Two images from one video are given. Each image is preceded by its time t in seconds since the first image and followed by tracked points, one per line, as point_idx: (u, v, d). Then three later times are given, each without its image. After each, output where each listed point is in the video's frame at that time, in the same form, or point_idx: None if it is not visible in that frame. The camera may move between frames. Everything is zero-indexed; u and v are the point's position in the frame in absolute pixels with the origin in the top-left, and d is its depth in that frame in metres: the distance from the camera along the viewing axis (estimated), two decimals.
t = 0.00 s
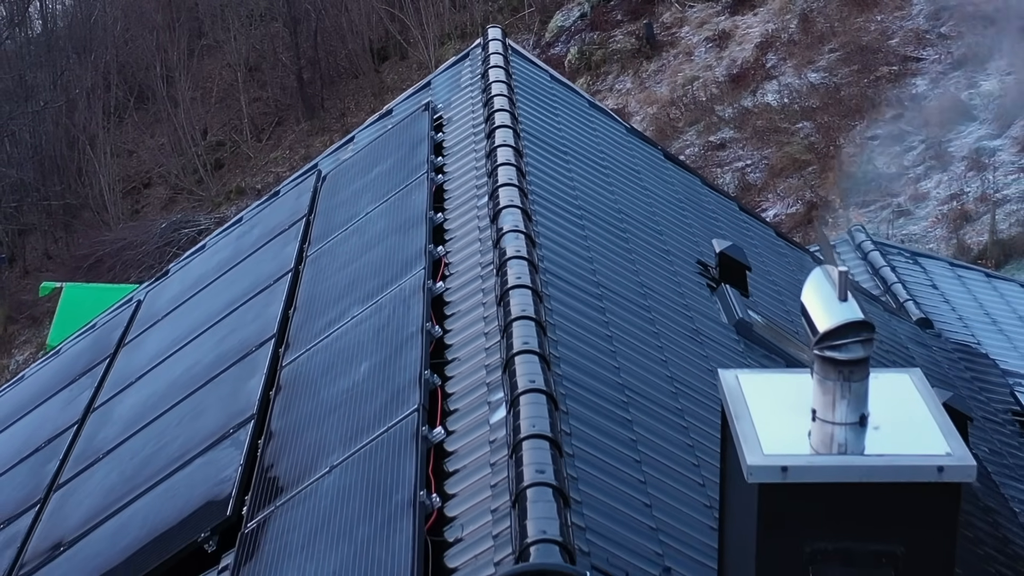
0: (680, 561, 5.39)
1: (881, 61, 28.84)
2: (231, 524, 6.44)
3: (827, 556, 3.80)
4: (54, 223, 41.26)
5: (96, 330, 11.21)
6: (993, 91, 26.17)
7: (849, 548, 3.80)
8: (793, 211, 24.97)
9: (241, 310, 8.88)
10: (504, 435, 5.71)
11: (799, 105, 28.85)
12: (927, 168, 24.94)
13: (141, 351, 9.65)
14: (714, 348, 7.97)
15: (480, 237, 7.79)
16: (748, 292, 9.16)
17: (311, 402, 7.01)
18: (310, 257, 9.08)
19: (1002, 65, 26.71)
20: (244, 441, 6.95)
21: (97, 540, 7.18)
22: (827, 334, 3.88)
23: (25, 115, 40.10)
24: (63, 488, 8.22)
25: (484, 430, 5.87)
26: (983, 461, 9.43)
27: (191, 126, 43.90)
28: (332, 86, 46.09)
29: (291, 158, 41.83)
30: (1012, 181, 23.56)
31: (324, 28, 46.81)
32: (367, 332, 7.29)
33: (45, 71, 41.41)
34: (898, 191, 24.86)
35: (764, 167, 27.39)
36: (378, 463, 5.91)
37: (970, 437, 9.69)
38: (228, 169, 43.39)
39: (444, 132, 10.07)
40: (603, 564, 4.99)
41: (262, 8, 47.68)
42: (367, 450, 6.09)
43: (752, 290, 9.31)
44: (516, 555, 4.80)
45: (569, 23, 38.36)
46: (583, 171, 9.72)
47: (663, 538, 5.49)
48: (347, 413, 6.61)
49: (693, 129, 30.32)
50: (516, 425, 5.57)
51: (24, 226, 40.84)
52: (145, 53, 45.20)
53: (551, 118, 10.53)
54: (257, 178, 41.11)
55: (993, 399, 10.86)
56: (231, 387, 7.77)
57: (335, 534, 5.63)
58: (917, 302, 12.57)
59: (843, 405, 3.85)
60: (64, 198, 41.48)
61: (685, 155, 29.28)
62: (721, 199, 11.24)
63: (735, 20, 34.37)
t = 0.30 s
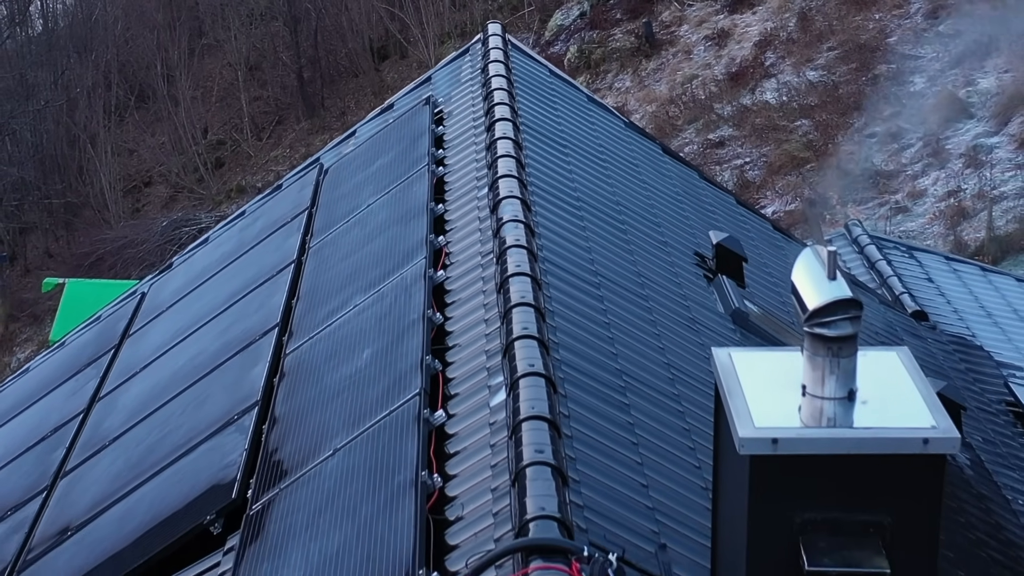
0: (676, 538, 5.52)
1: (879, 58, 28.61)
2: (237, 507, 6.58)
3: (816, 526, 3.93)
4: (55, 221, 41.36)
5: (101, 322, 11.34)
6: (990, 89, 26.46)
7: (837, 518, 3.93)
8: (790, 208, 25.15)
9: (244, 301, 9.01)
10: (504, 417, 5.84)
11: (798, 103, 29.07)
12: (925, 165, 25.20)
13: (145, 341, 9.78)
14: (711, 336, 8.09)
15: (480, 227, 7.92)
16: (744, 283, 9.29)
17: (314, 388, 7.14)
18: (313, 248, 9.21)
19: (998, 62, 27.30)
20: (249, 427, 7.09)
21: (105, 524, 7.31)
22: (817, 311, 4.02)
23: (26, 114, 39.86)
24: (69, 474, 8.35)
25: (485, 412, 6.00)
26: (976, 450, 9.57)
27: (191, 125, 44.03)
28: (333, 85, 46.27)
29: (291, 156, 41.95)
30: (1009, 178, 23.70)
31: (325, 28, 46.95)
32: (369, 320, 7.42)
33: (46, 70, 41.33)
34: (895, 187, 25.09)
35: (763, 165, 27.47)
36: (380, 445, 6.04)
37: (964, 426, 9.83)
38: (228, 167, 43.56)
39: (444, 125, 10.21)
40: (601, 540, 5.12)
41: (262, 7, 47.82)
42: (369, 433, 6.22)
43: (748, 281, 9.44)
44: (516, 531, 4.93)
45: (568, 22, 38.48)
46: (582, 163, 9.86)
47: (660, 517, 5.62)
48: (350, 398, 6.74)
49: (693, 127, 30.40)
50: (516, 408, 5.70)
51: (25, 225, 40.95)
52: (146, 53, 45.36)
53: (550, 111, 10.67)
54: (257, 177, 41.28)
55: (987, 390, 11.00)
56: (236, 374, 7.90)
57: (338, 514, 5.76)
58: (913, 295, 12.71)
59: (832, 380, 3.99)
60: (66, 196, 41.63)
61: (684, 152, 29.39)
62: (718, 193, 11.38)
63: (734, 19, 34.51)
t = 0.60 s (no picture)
0: (671, 517, 5.65)
1: (877, 57, 29.36)
2: (242, 490, 6.72)
3: (806, 498, 4.06)
4: (56, 220, 41.35)
5: (105, 314, 11.46)
6: (987, 87, 26.78)
7: (828, 489, 4.05)
8: (788, 206, 25.13)
9: (247, 291, 9.13)
10: (504, 400, 5.97)
11: (796, 101, 29.01)
12: (923, 163, 25.48)
13: (150, 331, 9.92)
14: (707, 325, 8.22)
15: (480, 218, 8.06)
16: (741, 274, 9.41)
17: (318, 374, 7.27)
18: (315, 240, 9.34)
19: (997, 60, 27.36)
20: (254, 413, 7.22)
21: (111, 509, 7.43)
22: (806, 290, 4.16)
23: (28, 112, 40.08)
24: (76, 462, 8.47)
25: (485, 396, 6.12)
26: (970, 440, 9.70)
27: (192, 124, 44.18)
28: (333, 84, 46.41)
29: (291, 155, 42.06)
30: (1006, 175, 23.89)
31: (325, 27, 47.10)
32: (372, 308, 7.55)
33: (47, 69, 41.75)
34: (893, 185, 25.31)
35: (762, 162, 27.57)
36: (383, 428, 6.17)
37: (958, 416, 9.96)
38: (229, 166, 43.74)
39: (444, 119, 10.34)
40: (599, 518, 5.25)
41: (262, 6, 47.88)
42: (372, 417, 6.35)
43: (745, 272, 9.56)
44: (516, 508, 5.06)
45: (568, 21, 38.58)
46: (581, 156, 10.00)
47: (656, 497, 5.75)
48: (353, 383, 6.88)
49: (692, 125, 30.52)
50: (516, 391, 5.83)
51: (25, 223, 41.03)
52: (146, 52, 45.48)
53: (549, 106, 10.81)
54: (258, 175, 41.44)
55: (981, 380, 11.14)
56: (240, 363, 8.03)
57: (342, 495, 5.90)
58: (908, 288, 12.84)
59: (822, 357, 4.13)
60: (67, 195, 41.73)
61: (684, 150, 29.52)
62: (716, 186, 11.50)
63: (733, 18, 34.62)
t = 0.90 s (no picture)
0: (667, 495, 5.80)
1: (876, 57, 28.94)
2: (247, 472, 6.87)
3: (794, 468, 4.21)
4: (57, 219, 41.58)
5: (109, 306, 11.61)
6: (985, 84, 27.18)
7: (816, 460, 4.19)
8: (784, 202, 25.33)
9: (251, 281, 9.28)
10: (503, 381, 6.11)
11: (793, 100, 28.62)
12: (921, 160, 25.81)
13: (154, 321, 10.07)
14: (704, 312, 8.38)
15: (480, 207, 8.21)
16: (737, 264, 9.56)
17: (321, 359, 7.42)
18: (318, 231, 9.48)
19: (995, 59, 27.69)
20: (258, 397, 7.37)
21: (118, 492, 7.58)
22: (795, 267, 4.31)
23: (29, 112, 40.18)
24: (83, 448, 8.62)
25: (484, 378, 6.27)
26: (963, 428, 9.86)
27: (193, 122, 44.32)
28: (333, 83, 46.59)
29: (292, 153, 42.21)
30: (1002, 173, 24.11)
31: (324, 25, 47.28)
32: (374, 295, 7.70)
33: (47, 68, 41.76)
34: (890, 183, 25.51)
35: (760, 160, 27.71)
36: (385, 410, 6.31)
37: (951, 405, 10.12)
38: (230, 165, 43.94)
39: (445, 112, 10.50)
40: (595, 493, 5.39)
41: (262, 5, 47.91)
42: (374, 399, 6.50)
43: (741, 263, 9.71)
44: (515, 483, 5.21)
45: (567, 20, 38.73)
46: (580, 148, 10.16)
47: (652, 475, 5.91)
48: (355, 367, 7.02)
49: (690, 124, 30.78)
50: (515, 371, 5.99)
51: (26, 222, 41.23)
52: (147, 51, 45.62)
53: (548, 99, 10.97)
54: (257, 174, 41.60)
55: (974, 370, 11.31)
56: (244, 349, 8.18)
57: (346, 474, 6.05)
58: (903, 281, 12.98)
59: (811, 331, 4.28)
60: (68, 193, 41.88)
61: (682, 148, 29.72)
62: (713, 180, 11.65)
63: (732, 16, 34.74)
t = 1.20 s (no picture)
0: (664, 475, 5.93)
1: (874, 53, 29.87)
2: (251, 456, 7.00)
3: (785, 442, 4.33)
4: (58, 218, 41.80)
5: (113, 299, 11.74)
6: (982, 82, 27.19)
7: (807, 434, 4.32)
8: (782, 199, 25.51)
9: (254, 272, 9.41)
10: (503, 365, 6.24)
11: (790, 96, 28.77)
12: (918, 158, 25.82)
13: (159, 311, 10.21)
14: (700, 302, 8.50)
15: (480, 197, 8.35)
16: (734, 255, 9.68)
17: (324, 346, 7.55)
18: (320, 222, 9.61)
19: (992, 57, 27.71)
20: (262, 383, 7.51)
21: (124, 477, 7.71)
22: (786, 248, 4.45)
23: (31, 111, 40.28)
24: (89, 436, 8.76)
25: (485, 362, 6.40)
26: (956, 417, 10.01)
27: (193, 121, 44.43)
28: (333, 82, 46.78)
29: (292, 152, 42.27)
30: (999, 169, 24.14)
31: (324, 25, 47.46)
32: (376, 283, 7.83)
33: (47, 68, 41.79)
34: (888, 180, 25.65)
35: (758, 158, 27.81)
36: (387, 394, 6.44)
37: (945, 394, 10.26)
38: (230, 164, 44.08)
39: (445, 106, 10.63)
40: (592, 472, 5.52)
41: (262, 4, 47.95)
42: (376, 383, 6.63)
43: (737, 254, 9.84)
44: (514, 461, 5.34)
45: (567, 19, 38.90)
46: (578, 141, 10.29)
47: (649, 456, 6.03)
48: (358, 353, 7.15)
49: (689, 122, 30.91)
50: (515, 355, 6.12)
51: (27, 220, 41.43)
52: (147, 50, 45.71)
53: (547, 93, 11.10)
54: (258, 173, 41.72)
55: (969, 362, 11.45)
56: (248, 338, 8.31)
57: (349, 456, 6.18)
58: (899, 274, 13.12)
59: (802, 310, 4.42)
60: (69, 192, 42.03)
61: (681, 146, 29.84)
62: (710, 173, 11.78)
63: (730, 15, 34.89)
